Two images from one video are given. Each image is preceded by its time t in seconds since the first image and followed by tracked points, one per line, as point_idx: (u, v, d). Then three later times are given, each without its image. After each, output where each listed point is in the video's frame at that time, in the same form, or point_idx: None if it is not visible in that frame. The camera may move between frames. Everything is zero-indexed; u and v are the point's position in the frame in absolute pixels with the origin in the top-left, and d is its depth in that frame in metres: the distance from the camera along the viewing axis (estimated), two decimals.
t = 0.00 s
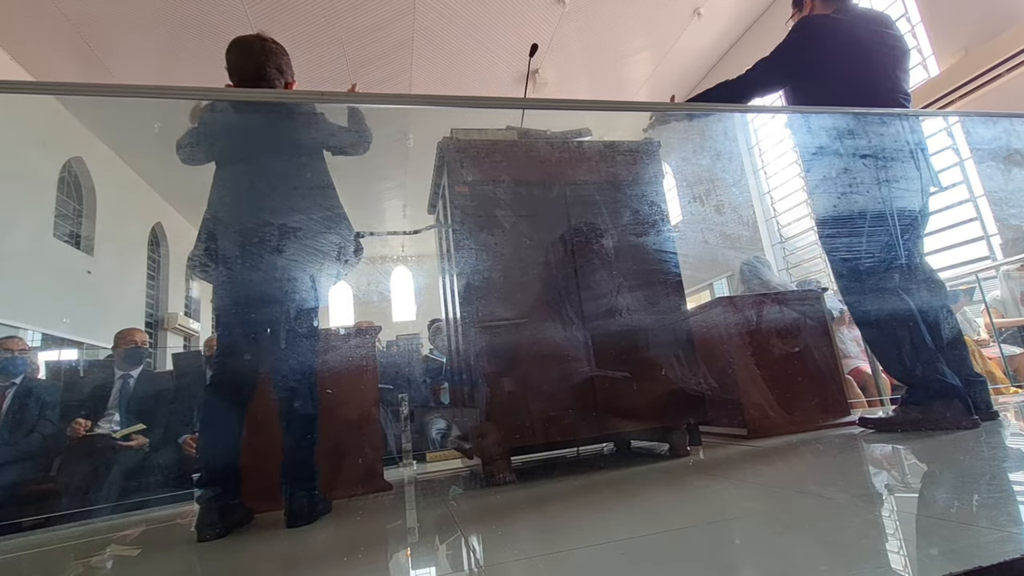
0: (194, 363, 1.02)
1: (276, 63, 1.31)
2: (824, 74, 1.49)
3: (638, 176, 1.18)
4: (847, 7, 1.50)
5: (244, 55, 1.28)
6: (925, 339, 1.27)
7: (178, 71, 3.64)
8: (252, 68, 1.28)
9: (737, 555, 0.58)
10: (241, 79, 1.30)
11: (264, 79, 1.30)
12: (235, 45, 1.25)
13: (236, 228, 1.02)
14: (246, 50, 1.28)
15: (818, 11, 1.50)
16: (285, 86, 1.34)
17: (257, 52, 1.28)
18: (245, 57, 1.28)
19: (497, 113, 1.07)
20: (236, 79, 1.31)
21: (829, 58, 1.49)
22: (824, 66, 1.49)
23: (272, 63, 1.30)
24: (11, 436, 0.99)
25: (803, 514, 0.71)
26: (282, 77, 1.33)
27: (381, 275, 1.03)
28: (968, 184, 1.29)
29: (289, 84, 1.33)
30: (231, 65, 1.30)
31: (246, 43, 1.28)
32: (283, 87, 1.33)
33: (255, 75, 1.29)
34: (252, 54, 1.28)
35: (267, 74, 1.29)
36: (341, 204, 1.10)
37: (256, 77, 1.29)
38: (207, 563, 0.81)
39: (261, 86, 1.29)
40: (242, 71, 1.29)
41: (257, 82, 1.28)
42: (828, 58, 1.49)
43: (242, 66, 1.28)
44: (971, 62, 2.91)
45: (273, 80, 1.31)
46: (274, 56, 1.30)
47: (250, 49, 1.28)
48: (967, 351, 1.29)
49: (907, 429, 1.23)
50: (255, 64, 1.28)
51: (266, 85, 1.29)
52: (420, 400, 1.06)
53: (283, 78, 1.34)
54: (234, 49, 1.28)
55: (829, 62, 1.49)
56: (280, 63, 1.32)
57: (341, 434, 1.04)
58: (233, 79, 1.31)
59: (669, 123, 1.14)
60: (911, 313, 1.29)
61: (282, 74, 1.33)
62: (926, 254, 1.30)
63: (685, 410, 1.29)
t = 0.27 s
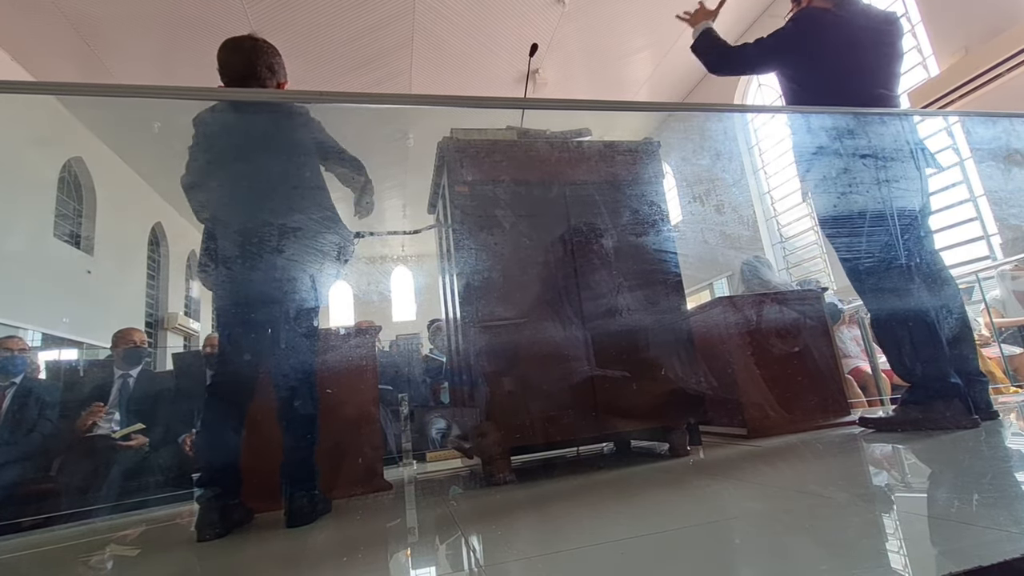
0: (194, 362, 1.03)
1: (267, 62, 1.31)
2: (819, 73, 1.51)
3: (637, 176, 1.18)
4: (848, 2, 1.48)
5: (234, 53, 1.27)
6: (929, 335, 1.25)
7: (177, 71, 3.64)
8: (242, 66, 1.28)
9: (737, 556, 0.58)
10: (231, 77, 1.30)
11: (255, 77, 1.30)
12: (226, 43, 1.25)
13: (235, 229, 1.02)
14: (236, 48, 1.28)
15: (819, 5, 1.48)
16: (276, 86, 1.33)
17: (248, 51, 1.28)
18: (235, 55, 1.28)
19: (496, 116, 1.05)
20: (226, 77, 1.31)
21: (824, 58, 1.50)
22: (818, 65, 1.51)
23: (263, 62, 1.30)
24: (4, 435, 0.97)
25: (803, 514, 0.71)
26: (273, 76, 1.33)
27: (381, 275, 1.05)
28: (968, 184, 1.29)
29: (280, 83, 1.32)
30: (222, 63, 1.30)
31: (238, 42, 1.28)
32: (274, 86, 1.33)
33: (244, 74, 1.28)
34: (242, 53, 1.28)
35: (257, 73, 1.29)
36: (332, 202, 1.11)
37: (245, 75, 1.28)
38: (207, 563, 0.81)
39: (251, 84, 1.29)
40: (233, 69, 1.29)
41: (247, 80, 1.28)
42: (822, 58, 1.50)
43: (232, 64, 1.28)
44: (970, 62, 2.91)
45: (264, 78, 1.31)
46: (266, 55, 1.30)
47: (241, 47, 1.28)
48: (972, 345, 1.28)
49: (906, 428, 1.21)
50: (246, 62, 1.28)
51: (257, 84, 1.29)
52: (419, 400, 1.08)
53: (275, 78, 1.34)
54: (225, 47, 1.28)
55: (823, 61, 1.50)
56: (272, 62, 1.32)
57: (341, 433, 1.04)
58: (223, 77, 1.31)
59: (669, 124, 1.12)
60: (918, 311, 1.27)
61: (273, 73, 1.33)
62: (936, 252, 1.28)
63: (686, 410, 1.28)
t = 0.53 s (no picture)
0: (194, 363, 1.03)
1: (264, 64, 1.30)
2: (818, 73, 1.50)
3: (638, 175, 1.18)
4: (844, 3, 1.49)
5: (231, 56, 1.28)
6: (931, 338, 1.26)
7: (177, 71, 3.64)
8: (239, 69, 1.28)
9: (737, 556, 0.58)
10: (229, 79, 1.30)
11: (251, 79, 1.29)
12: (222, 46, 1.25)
13: (236, 229, 1.02)
14: (234, 50, 1.28)
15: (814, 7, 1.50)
16: (274, 87, 1.33)
17: (245, 53, 1.28)
18: (233, 58, 1.28)
19: (495, 116, 1.05)
20: (224, 79, 1.31)
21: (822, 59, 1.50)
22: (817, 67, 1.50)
23: (259, 64, 1.29)
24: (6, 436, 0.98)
25: (803, 514, 0.71)
26: (270, 78, 1.32)
27: (381, 275, 1.05)
28: (968, 184, 1.29)
29: (277, 84, 1.31)
30: (220, 66, 1.30)
31: (235, 45, 1.28)
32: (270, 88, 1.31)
33: (241, 76, 1.28)
34: (239, 55, 1.28)
35: (254, 74, 1.28)
36: (331, 202, 1.11)
37: (242, 78, 1.29)
38: (207, 563, 0.81)
39: (247, 86, 1.28)
40: (231, 72, 1.29)
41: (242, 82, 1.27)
42: (820, 59, 1.50)
43: (229, 67, 1.28)
44: (971, 62, 2.91)
45: (260, 80, 1.30)
46: (262, 56, 1.29)
47: (238, 50, 1.29)
48: (972, 345, 1.28)
49: (907, 428, 1.21)
50: (243, 64, 1.28)
51: (252, 85, 1.28)
52: (419, 400, 1.07)
53: (272, 79, 1.33)
54: (223, 50, 1.28)
55: (822, 62, 1.50)
56: (269, 64, 1.31)
57: (340, 433, 1.04)
58: (222, 80, 1.32)
59: (669, 124, 1.12)
60: (919, 312, 1.27)
61: (270, 75, 1.32)
62: (942, 249, 1.29)
63: (686, 409, 1.29)
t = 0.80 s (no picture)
0: (195, 364, 1.02)
1: (263, 64, 1.31)
2: (819, 73, 1.51)
3: (637, 176, 1.18)
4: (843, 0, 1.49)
5: (230, 57, 1.28)
6: (929, 338, 1.26)
7: (177, 71, 3.63)
8: (238, 69, 1.28)
9: (736, 556, 0.59)
10: (227, 80, 1.30)
11: (251, 80, 1.30)
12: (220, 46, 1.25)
13: (234, 229, 1.02)
14: (232, 51, 1.28)
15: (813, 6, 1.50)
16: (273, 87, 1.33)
17: (244, 53, 1.28)
18: (231, 58, 1.28)
19: (494, 116, 1.06)
20: (223, 80, 1.31)
21: (824, 55, 1.49)
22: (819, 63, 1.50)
23: (258, 64, 1.29)
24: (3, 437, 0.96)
25: (803, 514, 0.71)
26: (269, 78, 1.32)
27: (381, 276, 1.03)
28: (967, 184, 1.30)
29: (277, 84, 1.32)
30: (219, 66, 1.30)
31: (233, 45, 1.28)
32: (270, 88, 1.32)
33: (241, 76, 1.28)
34: (237, 56, 1.28)
35: (253, 75, 1.29)
36: (333, 202, 1.11)
37: (241, 78, 1.29)
38: (207, 563, 0.81)
39: (247, 86, 1.29)
40: (229, 72, 1.29)
41: (242, 83, 1.28)
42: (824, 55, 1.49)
43: (228, 67, 1.28)
44: (971, 62, 2.91)
45: (260, 80, 1.31)
46: (261, 57, 1.30)
47: (236, 50, 1.28)
48: (971, 346, 1.28)
49: (907, 428, 1.22)
50: (242, 65, 1.28)
51: (252, 86, 1.29)
52: (419, 400, 1.07)
53: (271, 80, 1.33)
54: (221, 50, 1.28)
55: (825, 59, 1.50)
56: (268, 64, 1.32)
57: (340, 433, 1.04)
58: (220, 81, 1.32)
59: (668, 124, 1.13)
60: (918, 312, 1.27)
61: (269, 75, 1.33)
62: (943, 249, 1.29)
63: (685, 409, 1.28)
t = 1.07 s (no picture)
0: (192, 362, 1.04)
1: (264, 63, 1.31)
2: (822, 71, 1.51)
3: (638, 176, 1.19)
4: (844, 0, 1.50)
5: (230, 55, 1.27)
6: (930, 338, 1.26)
7: (177, 71, 3.64)
8: (238, 68, 1.28)
9: (736, 556, 0.58)
10: (228, 78, 1.30)
11: (251, 79, 1.30)
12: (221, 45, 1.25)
13: (237, 227, 1.01)
14: (233, 49, 1.28)
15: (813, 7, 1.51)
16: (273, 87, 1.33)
17: (245, 53, 1.28)
18: (231, 57, 1.28)
19: (499, 115, 1.05)
20: (224, 78, 1.31)
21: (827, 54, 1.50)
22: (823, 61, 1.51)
23: (259, 64, 1.29)
24: (7, 435, 0.95)
25: (803, 514, 0.71)
26: (270, 77, 1.32)
27: (382, 275, 1.05)
28: (968, 185, 1.29)
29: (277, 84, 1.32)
30: (220, 65, 1.30)
31: (233, 43, 1.28)
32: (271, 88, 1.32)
33: (241, 75, 1.28)
34: (238, 54, 1.28)
35: (253, 74, 1.29)
36: (330, 202, 1.13)
37: (241, 78, 1.29)
38: (206, 562, 0.81)
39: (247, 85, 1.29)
40: (231, 71, 1.29)
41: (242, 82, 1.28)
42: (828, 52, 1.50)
43: (228, 66, 1.28)
44: (971, 63, 2.92)
45: (260, 79, 1.31)
46: (262, 56, 1.30)
47: (237, 48, 1.28)
48: (971, 347, 1.27)
49: (907, 429, 1.22)
50: (243, 64, 1.28)
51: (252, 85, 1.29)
52: (419, 400, 1.08)
53: (271, 79, 1.33)
54: (222, 48, 1.28)
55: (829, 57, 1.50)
56: (269, 64, 1.32)
57: (340, 432, 1.04)
58: (221, 79, 1.32)
59: (670, 125, 1.13)
60: (918, 312, 1.28)
61: (270, 74, 1.32)
62: (938, 249, 1.29)
63: (686, 409, 1.29)
